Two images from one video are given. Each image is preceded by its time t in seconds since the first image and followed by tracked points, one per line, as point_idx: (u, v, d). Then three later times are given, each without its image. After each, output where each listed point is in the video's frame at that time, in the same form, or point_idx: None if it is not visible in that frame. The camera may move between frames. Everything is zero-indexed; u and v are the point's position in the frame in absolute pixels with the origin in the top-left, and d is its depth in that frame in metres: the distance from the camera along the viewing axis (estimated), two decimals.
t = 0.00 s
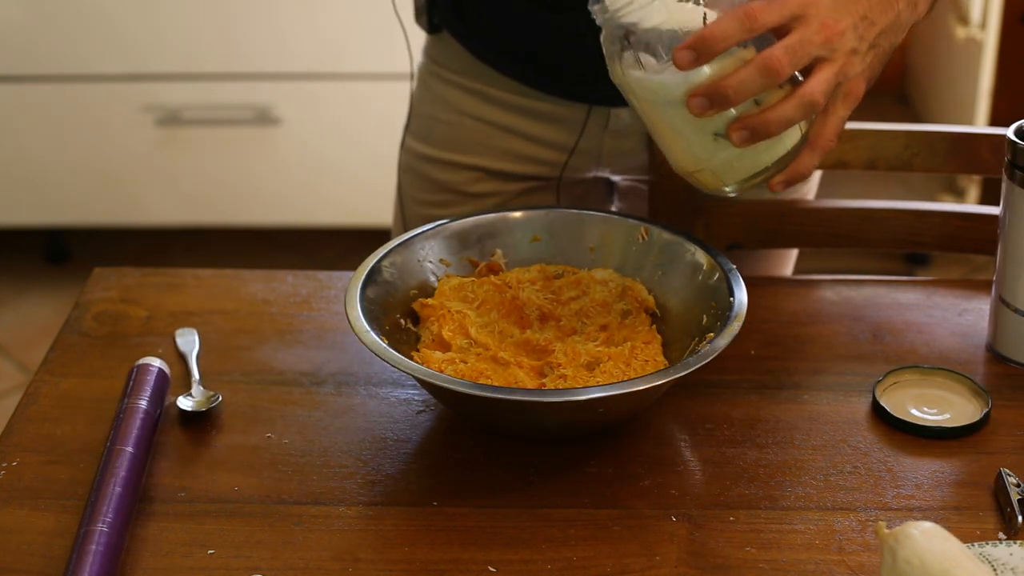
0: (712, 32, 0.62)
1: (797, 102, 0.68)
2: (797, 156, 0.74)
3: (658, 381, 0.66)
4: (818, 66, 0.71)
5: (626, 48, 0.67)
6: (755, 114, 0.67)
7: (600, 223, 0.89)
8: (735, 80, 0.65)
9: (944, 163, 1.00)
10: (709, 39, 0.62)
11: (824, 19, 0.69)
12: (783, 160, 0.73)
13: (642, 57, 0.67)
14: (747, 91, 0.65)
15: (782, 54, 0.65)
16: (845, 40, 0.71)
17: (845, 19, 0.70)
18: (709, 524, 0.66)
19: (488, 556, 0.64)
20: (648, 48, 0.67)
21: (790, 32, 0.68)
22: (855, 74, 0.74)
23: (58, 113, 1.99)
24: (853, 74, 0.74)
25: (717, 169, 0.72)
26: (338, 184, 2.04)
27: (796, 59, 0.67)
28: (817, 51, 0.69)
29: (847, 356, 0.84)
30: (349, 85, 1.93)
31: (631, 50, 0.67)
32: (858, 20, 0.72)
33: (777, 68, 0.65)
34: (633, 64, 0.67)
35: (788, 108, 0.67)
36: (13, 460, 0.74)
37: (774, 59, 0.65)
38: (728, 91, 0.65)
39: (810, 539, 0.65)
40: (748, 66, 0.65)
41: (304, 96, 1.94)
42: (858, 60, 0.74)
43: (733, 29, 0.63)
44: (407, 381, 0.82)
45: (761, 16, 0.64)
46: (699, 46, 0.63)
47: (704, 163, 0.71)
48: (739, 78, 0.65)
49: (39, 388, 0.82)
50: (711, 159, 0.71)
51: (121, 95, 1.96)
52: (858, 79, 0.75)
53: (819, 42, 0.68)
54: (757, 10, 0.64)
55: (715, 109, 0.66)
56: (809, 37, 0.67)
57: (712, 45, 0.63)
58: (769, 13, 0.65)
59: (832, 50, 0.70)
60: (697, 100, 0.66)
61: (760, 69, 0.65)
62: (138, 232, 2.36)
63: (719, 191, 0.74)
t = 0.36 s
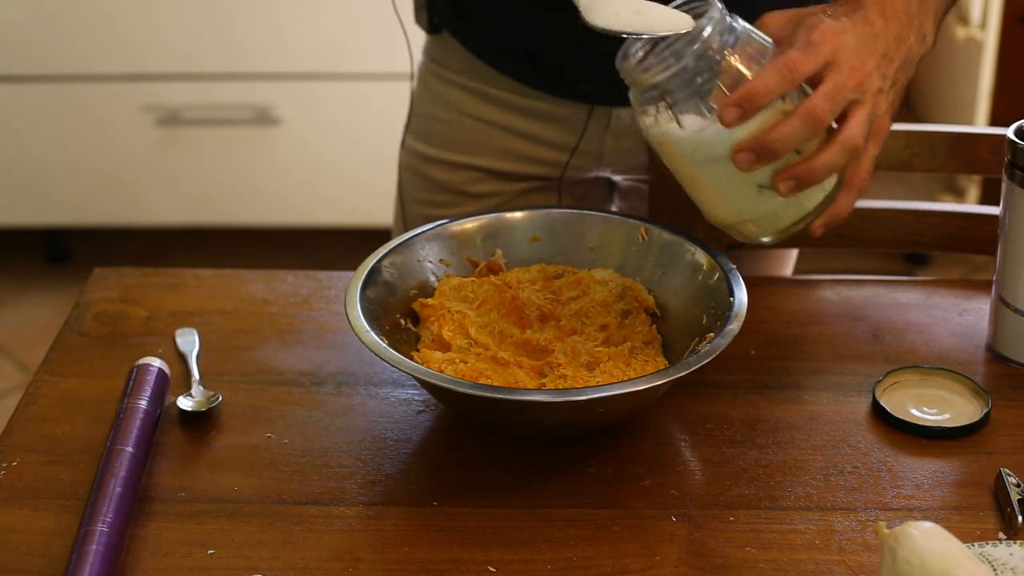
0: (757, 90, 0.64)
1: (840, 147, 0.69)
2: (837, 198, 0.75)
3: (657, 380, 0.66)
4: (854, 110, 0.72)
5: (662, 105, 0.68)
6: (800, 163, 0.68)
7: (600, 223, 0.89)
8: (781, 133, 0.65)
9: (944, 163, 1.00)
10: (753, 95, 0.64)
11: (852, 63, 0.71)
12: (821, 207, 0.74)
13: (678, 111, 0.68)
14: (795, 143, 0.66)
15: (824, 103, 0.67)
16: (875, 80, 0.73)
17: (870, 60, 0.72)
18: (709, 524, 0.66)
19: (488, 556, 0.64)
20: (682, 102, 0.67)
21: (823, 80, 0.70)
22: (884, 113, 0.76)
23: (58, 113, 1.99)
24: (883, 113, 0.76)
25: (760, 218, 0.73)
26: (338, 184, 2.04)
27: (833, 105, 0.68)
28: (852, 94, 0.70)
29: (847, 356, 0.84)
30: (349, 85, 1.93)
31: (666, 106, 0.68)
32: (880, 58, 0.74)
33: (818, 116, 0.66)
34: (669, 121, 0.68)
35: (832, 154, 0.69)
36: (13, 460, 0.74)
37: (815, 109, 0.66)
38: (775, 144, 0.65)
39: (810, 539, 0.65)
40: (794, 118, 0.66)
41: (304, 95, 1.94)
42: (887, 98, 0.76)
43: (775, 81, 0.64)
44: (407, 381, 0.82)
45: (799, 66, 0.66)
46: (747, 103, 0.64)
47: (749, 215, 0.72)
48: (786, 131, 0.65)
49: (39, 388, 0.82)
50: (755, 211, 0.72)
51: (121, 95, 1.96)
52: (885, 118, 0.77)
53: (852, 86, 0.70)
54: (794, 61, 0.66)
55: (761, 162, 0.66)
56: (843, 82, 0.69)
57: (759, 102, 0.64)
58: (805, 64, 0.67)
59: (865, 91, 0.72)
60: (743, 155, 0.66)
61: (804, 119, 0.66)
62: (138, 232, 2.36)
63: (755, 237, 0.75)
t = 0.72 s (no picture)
0: (853, 123, 0.66)
1: (930, 169, 0.71)
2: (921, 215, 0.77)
3: (657, 378, 0.66)
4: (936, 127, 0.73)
5: (755, 145, 0.69)
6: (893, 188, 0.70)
7: (600, 223, 0.89)
8: (879, 162, 0.67)
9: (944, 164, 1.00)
10: (852, 128, 0.66)
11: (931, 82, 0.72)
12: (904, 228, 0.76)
13: (771, 150, 0.69)
14: (890, 169, 0.68)
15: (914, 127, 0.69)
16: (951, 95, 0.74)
17: (944, 76, 0.73)
18: (709, 524, 0.66)
19: (487, 556, 0.64)
20: (775, 140, 0.69)
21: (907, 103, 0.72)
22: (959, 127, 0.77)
23: (58, 113, 1.99)
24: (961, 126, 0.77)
25: (853, 245, 0.75)
26: (338, 184, 2.04)
27: (923, 127, 0.70)
28: (936, 114, 0.72)
29: (847, 356, 0.84)
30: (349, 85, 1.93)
31: (759, 145, 0.69)
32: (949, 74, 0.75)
33: (911, 142, 0.68)
34: (762, 157, 0.70)
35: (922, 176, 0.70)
36: (13, 460, 0.74)
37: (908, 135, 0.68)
38: (875, 173, 0.67)
39: (810, 539, 0.65)
40: (889, 145, 0.68)
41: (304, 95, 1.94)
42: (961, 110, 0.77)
43: (869, 112, 0.67)
44: (407, 381, 0.82)
45: (890, 94, 0.69)
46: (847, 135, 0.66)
47: (843, 243, 0.74)
48: (883, 159, 0.68)
49: (39, 388, 0.82)
50: (850, 238, 0.74)
51: (121, 95, 1.96)
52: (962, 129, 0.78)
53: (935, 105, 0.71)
54: (884, 90, 0.68)
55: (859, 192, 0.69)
56: (927, 103, 0.71)
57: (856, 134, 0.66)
58: (895, 91, 0.69)
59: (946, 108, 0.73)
60: (842, 186, 0.68)
61: (896, 146, 0.68)
62: (138, 232, 2.36)
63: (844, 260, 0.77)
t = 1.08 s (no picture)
0: (875, 96, 0.65)
1: (947, 146, 0.70)
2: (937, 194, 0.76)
3: (658, 378, 0.66)
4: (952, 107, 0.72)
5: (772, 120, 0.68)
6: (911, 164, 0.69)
7: (600, 223, 0.89)
8: (899, 136, 0.67)
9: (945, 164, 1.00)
10: (874, 103, 0.65)
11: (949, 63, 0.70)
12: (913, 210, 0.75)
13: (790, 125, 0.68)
14: (910, 145, 0.67)
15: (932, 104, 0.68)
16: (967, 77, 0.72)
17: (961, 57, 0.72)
18: (709, 524, 0.66)
19: (487, 555, 0.64)
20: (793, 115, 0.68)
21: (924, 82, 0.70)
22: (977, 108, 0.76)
23: (58, 113, 1.99)
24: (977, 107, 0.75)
25: (867, 223, 0.74)
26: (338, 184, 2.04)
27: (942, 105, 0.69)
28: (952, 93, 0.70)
29: (847, 356, 0.84)
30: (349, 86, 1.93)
31: (778, 120, 0.68)
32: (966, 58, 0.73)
33: (932, 118, 0.68)
34: (781, 131, 0.69)
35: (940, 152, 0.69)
36: (13, 460, 0.74)
37: (930, 111, 0.67)
38: (893, 148, 0.67)
39: (810, 539, 0.65)
40: (909, 120, 0.67)
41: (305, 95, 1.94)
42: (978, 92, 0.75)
43: (890, 86, 0.66)
44: (407, 381, 0.82)
45: (913, 71, 0.68)
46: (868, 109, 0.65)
47: (857, 219, 0.73)
48: (902, 135, 0.67)
49: (39, 388, 0.82)
50: (864, 215, 0.73)
51: (121, 94, 1.96)
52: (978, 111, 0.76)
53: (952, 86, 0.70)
54: (907, 67, 0.67)
55: (878, 167, 0.68)
56: (945, 82, 0.70)
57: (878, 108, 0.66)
58: (915, 68, 0.68)
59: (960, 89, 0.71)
60: (860, 160, 0.68)
61: (916, 122, 0.67)
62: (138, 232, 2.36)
63: (857, 239, 0.77)
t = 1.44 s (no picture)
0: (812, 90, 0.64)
1: (894, 149, 0.68)
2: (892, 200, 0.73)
3: (660, 379, 0.66)
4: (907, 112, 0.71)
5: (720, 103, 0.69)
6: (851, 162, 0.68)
7: (601, 223, 0.89)
8: (836, 132, 0.66)
9: (945, 164, 1.00)
10: (809, 97, 0.64)
11: (911, 67, 0.70)
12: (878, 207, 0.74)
13: (736, 110, 0.69)
14: (847, 143, 0.66)
15: (875, 104, 0.67)
16: (931, 84, 0.72)
17: (929, 63, 0.71)
18: (709, 524, 0.66)
19: (487, 555, 0.64)
20: (740, 101, 0.68)
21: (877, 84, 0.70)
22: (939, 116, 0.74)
23: (58, 113, 1.99)
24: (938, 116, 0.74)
25: (817, 219, 0.73)
26: (338, 184, 2.04)
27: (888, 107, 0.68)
28: (908, 98, 0.70)
29: (847, 356, 0.84)
30: (349, 86, 1.93)
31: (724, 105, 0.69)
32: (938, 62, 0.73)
33: (873, 118, 0.67)
34: (726, 118, 0.70)
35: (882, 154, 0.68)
36: (13, 460, 0.74)
37: (871, 111, 0.66)
38: (829, 144, 0.66)
39: (810, 539, 0.65)
40: (847, 118, 0.66)
41: (305, 95, 1.94)
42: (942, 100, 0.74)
43: (829, 83, 0.65)
44: (407, 381, 0.82)
45: (857, 70, 0.66)
46: (802, 102, 0.65)
47: (807, 214, 0.73)
48: (839, 132, 0.66)
49: (39, 388, 0.82)
50: (811, 210, 0.73)
51: (121, 94, 1.96)
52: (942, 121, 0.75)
53: (907, 90, 0.70)
54: (852, 65, 0.66)
55: (814, 162, 0.67)
56: (899, 86, 0.69)
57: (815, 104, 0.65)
58: (863, 68, 0.67)
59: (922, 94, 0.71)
60: (795, 154, 0.67)
61: (855, 121, 0.66)
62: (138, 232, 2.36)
63: (813, 237, 0.76)
